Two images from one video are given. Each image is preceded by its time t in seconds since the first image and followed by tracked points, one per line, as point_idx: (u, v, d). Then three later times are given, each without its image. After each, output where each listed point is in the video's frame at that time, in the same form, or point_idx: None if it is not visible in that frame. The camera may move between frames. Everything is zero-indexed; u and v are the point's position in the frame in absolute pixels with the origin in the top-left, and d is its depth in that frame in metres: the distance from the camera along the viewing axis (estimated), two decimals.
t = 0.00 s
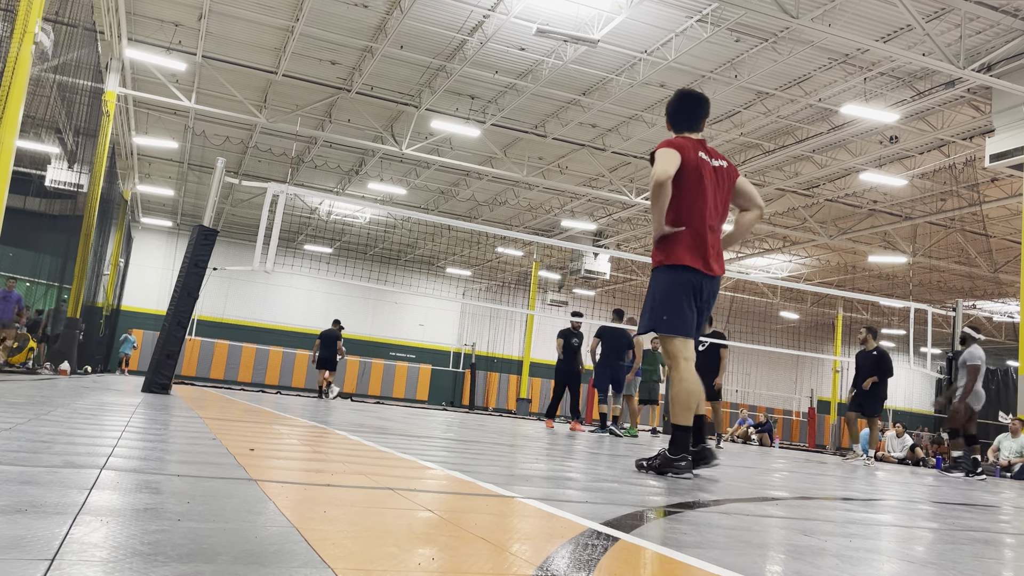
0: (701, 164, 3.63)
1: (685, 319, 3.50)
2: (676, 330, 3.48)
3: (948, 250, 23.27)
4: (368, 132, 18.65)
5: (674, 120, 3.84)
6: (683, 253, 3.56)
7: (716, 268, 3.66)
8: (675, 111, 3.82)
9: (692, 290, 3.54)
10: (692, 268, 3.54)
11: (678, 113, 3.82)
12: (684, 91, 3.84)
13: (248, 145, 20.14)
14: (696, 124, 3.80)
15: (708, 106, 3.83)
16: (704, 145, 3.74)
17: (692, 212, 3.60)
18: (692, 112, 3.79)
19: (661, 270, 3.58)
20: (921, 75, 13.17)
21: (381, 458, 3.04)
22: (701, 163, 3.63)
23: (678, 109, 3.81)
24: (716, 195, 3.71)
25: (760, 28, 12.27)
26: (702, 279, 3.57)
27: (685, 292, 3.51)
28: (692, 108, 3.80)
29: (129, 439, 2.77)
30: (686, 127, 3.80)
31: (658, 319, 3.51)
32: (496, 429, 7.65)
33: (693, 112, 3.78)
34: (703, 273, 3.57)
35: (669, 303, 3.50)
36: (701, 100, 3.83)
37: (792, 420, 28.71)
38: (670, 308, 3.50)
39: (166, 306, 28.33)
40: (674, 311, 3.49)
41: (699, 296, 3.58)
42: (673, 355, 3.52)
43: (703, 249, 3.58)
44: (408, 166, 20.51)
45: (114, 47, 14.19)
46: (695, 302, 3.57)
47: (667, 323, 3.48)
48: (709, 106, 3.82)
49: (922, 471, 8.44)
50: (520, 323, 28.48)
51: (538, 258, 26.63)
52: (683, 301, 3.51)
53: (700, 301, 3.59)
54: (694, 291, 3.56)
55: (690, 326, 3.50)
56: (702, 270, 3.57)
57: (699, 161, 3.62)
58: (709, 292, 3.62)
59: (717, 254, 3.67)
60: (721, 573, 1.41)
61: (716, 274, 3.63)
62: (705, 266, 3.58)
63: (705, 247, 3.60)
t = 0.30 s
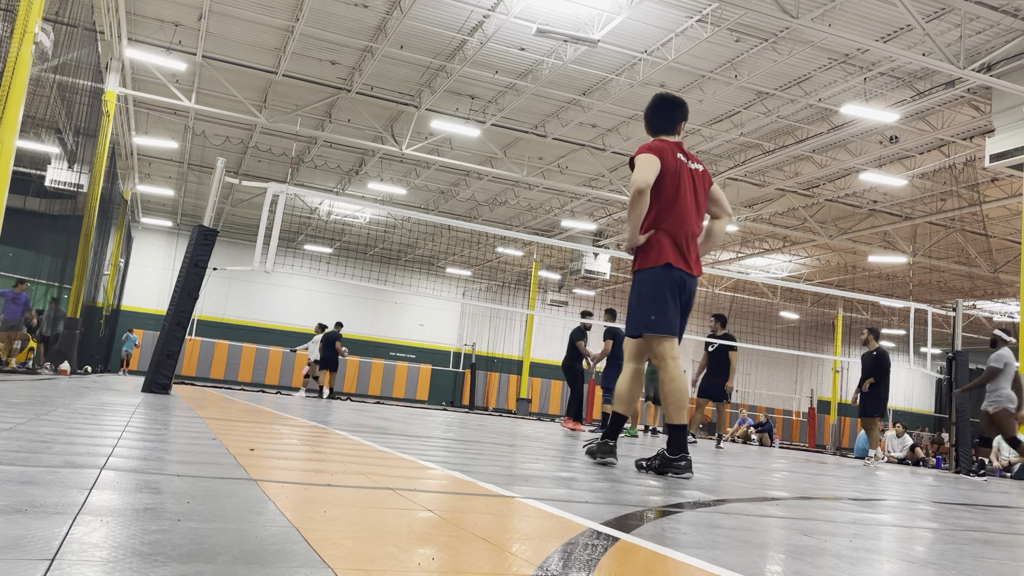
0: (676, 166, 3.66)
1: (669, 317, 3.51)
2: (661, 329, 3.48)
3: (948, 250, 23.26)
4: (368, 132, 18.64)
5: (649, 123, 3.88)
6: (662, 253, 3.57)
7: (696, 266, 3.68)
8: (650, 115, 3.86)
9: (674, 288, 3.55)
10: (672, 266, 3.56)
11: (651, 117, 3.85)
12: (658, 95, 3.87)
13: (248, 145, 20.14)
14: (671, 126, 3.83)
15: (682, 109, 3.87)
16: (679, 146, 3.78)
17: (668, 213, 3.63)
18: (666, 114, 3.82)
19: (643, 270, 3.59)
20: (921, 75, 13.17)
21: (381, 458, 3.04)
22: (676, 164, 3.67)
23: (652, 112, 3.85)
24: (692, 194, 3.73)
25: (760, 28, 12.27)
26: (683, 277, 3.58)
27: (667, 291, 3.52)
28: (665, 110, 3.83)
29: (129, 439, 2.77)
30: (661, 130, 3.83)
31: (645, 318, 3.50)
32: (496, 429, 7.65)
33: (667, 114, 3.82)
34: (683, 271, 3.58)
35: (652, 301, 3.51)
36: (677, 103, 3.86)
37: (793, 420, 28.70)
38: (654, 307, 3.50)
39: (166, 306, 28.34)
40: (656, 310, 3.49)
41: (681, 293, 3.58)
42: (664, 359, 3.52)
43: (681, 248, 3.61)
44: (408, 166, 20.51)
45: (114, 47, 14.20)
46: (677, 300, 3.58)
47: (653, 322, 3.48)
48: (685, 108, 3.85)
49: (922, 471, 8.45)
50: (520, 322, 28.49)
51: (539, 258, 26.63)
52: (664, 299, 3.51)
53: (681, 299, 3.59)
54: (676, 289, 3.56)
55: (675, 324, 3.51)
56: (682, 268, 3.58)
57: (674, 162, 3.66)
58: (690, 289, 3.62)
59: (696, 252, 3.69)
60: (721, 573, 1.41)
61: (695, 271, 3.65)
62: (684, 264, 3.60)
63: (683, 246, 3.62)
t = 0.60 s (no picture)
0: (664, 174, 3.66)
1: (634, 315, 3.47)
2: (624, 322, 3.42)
3: (948, 250, 23.25)
4: (368, 132, 18.65)
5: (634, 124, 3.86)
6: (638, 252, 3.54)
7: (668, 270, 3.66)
8: (638, 117, 3.83)
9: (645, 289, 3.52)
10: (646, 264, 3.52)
11: (640, 119, 3.82)
12: (648, 100, 3.86)
13: (248, 145, 20.15)
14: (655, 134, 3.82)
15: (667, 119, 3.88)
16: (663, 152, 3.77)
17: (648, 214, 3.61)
18: (654, 119, 3.81)
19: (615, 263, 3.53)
20: (921, 75, 13.17)
21: (380, 458, 3.04)
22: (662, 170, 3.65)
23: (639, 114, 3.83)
24: (671, 202, 3.73)
25: (760, 28, 12.28)
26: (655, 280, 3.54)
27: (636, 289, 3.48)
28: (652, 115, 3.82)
29: (129, 440, 2.77)
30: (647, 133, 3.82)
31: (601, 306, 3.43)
32: (496, 429, 7.65)
33: (656, 118, 3.81)
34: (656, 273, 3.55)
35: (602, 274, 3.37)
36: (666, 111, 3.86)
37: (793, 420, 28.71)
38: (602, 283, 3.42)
39: (166, 306, 28.34)
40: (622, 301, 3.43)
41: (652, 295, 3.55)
42: (598, 347, 3.37)
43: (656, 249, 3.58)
44: (408, 166, 20.51)
45: (114, 47, 14.22)
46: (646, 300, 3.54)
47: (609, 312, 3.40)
48: (671, 117, 3.85)
49: (922, 471, 8.45)
50: (520, 322, 28.52)
51: (538, 258, 26.62)
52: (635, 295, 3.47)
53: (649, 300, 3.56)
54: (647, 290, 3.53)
55: (630, 319, 3.42)
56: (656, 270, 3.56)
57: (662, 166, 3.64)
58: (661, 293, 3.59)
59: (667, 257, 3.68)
60: (721, 573, 1.41)
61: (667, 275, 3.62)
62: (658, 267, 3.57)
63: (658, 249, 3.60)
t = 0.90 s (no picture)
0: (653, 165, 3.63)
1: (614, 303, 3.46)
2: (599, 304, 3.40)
3: (948, 250, 23.25)
4: (368, 132, 18.66)
5: (625, 115, 3.83)
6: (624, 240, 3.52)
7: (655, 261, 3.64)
8: (627, 109, 3.81)
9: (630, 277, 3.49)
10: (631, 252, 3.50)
11: (631, 111, 3.81)
12: (638, 92, 3.85)
13: (248, 145, 20.14)
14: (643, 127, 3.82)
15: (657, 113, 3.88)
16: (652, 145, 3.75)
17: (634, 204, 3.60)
18: (643, 113, 3.81)
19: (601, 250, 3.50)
20: (921, 75, 13.17)
21: (380, 458, 3.04)
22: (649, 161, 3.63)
23: (629, 105, 3.81)
24: (658, 194, 3.71)
25: (760, 28, 12.27)
26: (640, 270, 3.52)
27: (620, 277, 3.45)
28: (639, 109, 3.83)
29: (129, 439, 2.77)
30: (637, 126, 3.81)
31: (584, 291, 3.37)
32: (496, 429, 7.64)
33: (645, 112, 3.81)
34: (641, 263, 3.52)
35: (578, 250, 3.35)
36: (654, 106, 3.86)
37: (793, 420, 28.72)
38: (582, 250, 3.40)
39: (166, 306, 28.34)
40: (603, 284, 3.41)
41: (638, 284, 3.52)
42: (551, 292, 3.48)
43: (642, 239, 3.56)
44: (408, 166, 20.51)
45: (114, 47, 14.23)
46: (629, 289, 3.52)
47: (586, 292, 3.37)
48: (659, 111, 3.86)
49: (922, 471, 8.46)
50: (520, 322, 28.53)
51: (539, 258, 26.62)
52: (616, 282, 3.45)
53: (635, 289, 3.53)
54: (632, 278, 3.50)
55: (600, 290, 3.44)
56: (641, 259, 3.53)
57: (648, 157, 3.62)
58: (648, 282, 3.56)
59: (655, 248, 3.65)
60: (721, 573, 1.41)
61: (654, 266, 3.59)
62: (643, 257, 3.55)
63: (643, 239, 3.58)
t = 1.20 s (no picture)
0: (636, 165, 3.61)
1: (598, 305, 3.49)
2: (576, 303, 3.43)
3: (948, 250, 23.26)
4: (368, 132, 18.67)
5: (618, 112, 3.83)
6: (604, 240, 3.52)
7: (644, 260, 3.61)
8: (620, 108, 3.82)
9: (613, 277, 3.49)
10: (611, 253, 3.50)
11: (625, 110, 3.81)
12: (633, 89, 3.85)
13: (248, 145, 20.15)
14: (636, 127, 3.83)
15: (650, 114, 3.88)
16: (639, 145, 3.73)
17: (616, 204, 3.61)
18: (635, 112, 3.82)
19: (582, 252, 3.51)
20: (921, 75, 13.17)
21: (380, 458, 3.04)
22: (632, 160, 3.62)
23: (620, 103, 3.82)
24: (645, 191, 3.68)
25: (760, 28, 12.27)
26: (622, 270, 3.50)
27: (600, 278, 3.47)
28: (634, 107, 3.84)
29: (129, 439, 2.77)
30: (630, 125, 3.82)
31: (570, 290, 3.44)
32: (496, 429, 7.64)
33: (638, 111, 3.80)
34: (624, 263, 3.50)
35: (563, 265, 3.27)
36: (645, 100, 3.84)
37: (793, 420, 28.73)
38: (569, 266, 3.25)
39: (166, 306, 28.33)
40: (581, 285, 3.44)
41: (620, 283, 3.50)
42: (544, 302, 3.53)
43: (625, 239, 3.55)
44: (408, 166, 20.51)
45: (114, 47, 14.24)
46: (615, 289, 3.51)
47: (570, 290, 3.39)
48: (650, 104, 3.85)
49: (922, 470, 8.46)
50: (520, 323, 28.56)
51: (539, 258, 26.62)
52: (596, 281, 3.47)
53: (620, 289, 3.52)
54: (615, 279, 3.50)
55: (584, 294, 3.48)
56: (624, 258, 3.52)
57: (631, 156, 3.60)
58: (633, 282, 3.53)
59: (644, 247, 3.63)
60: (720, 573, 1.41)
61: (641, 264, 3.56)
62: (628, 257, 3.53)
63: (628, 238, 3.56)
